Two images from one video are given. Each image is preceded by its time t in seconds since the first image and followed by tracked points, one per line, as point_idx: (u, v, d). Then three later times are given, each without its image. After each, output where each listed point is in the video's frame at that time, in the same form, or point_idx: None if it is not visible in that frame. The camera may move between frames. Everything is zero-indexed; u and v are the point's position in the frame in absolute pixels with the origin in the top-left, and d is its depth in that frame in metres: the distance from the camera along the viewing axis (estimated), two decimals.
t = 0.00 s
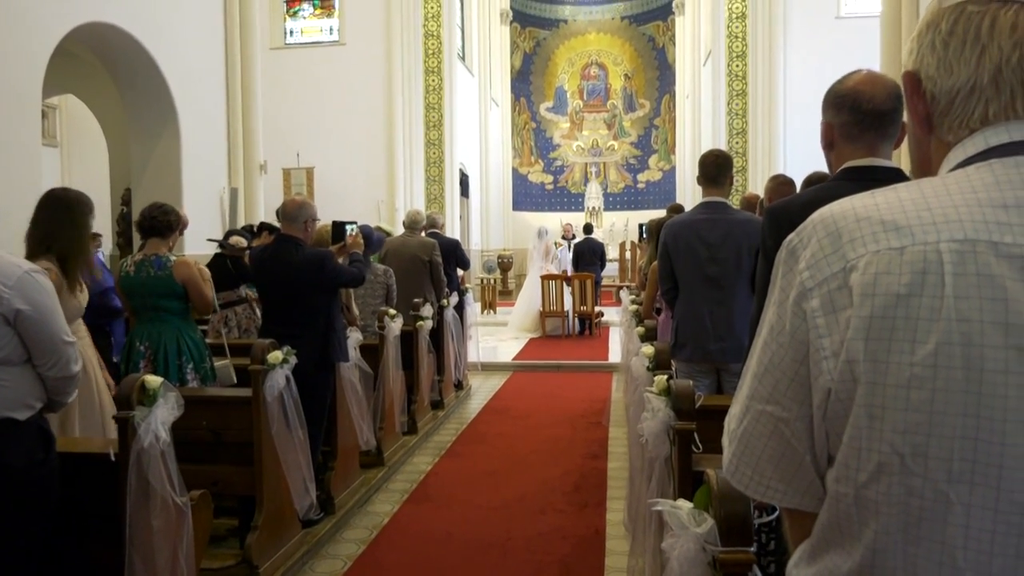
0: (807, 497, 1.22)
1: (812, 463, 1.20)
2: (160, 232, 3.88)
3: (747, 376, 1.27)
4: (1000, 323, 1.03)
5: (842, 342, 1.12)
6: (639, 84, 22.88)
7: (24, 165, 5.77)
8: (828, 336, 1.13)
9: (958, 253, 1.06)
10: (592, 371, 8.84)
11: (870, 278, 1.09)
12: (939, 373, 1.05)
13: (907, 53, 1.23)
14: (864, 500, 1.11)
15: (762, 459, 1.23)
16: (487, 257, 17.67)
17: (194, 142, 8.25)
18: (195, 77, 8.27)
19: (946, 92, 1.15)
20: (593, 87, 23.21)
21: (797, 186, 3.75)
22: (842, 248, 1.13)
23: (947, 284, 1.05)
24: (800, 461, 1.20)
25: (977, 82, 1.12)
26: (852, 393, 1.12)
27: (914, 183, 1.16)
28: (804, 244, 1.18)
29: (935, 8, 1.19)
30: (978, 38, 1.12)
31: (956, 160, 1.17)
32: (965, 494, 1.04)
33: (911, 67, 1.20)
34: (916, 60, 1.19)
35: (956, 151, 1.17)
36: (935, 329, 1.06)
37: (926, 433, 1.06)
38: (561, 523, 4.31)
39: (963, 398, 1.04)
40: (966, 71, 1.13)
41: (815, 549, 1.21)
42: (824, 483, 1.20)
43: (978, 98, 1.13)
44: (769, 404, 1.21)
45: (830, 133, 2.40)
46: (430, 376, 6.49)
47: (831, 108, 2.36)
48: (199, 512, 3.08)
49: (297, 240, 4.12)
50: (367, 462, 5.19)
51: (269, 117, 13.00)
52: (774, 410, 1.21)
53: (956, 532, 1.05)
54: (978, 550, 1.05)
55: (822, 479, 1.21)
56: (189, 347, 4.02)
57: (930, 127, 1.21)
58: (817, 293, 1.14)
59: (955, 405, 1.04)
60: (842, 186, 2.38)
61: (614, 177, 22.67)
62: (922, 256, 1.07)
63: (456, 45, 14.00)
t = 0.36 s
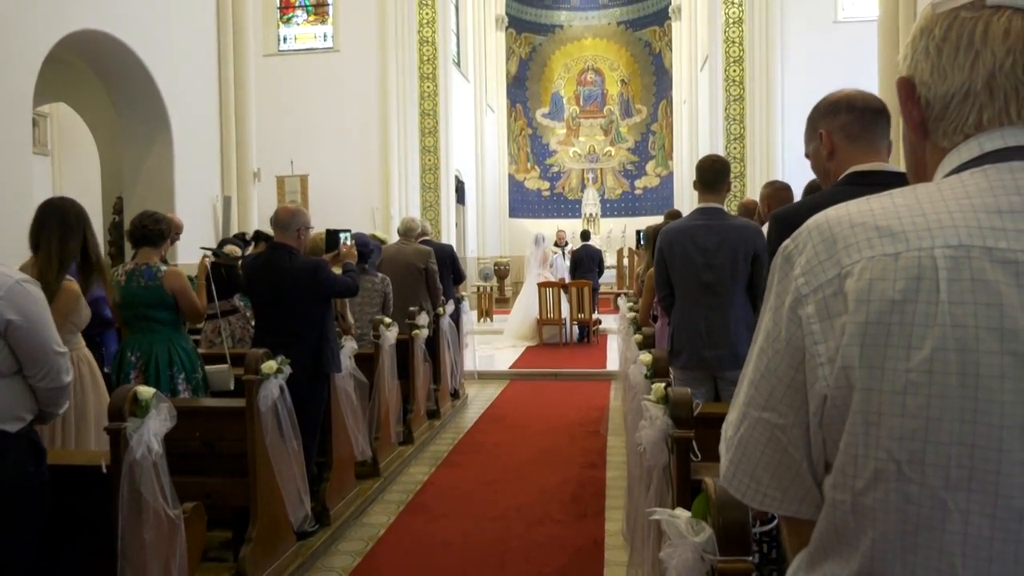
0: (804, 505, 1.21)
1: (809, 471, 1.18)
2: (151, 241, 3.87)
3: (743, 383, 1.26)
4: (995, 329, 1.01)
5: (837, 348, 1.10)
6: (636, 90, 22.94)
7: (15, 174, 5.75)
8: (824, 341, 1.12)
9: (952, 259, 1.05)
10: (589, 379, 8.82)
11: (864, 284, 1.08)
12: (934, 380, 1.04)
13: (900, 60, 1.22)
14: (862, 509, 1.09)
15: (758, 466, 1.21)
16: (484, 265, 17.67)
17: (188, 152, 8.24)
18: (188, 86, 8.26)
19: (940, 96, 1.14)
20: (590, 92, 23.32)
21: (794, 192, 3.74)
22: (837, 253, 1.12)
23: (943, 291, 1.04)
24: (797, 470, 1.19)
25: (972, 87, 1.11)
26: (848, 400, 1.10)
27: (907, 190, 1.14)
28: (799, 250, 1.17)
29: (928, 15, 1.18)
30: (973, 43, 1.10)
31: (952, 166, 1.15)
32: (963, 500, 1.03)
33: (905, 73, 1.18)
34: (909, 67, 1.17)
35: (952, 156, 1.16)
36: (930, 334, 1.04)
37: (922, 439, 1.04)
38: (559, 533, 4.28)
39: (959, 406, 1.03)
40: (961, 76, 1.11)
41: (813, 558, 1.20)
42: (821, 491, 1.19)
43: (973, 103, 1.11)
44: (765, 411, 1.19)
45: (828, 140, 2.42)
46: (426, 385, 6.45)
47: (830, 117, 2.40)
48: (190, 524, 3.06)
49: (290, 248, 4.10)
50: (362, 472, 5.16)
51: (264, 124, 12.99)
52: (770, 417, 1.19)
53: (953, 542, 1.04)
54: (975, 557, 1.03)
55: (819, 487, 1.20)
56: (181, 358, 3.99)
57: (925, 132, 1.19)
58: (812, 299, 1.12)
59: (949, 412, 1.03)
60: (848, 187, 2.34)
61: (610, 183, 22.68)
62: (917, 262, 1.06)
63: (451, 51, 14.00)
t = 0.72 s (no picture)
0: (805, 511, 1.20)
1: (809, 476, 1.18)
2: (139, 247, 3.82)
3: (743, 388, 1.25)
4: (996, 333, 1.00)
5: (836, 352, 1.09)
6: (634, 92, 22.94)
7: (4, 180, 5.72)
8: (823, 346, 1.10)
9: (953, 261, 1.03)
10: (587, 386, 8.77)
11: (864, 287, 1.07)
12: (935, 385, 1.02)
13: (904, 59, 1.19)
14: (862, 515, 1.08)
15: (758, 472, 1.20)
16: (480, 270, 17.62)
17: (180, 158, 8.21)
18: (180, 91, 8.24)
19: (946, 98, 1.11)
20: (587, 94, 23.34)
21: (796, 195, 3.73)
22: (836, 257, 1.11)
23: (943, 294, 1.03)
24: (797, 474, 1.18)
25: (979, 89, 1.08)
26: (847, 405, 1.09)
27: (908, 193, 1.13)
28: (798, 254, 1.16)
29: (933, 13, 1.14)
30: (980, 42, 1.08)
31: (952, 168, 1.13)
32: (964, 506, 1.02)
33: (909, 73, 1.16)
34: (914, 66, 1.15)
35: (953, 158, 1.14)
36: (930, 338, 1.03)
37: (923, 445, 1.03)
38: (558, 543, 4.24)
39: (960, 412, 1.01)
40: (967, 78, 1.09)
41: (815, 564, 1.18)
42: (822, 496, 1.18)
43: (978, 106, 1.09)
44: (764, 416, 1.18)
45: (834, 145, 2.40)
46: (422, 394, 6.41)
47: (836, 122, 2.39)
48: (181, 535, 3.01)
49: (283, 254, 4.05)
50: (357, 482, 5.10)
51: (259, 126, 12.97)
52: (770, 423, 1.18)
53: (955, 548, 1.02)
54: (978, 563, 1.02)
55: (820, 492, 1.19)
56: (170, 366, 3.94)
57: (927, 133, 1.17)
58: (812, 303, 1.11)
59: (951, 418, 1.02)
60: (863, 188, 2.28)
61: (609, 186, 22.69)
62: (917, 265, 1.05)
63: (447, 53, 13.94)
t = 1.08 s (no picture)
0: (818, 525, 1.29)
1: (823, 488, 1.27)
2: (117, 250, 3.73)
3: (757, 394, 1.34)
4: (1016, 337, 1.08)
5: (851, 358, 1.18)
6: (638, 86, 22.85)
7: None
8: (838, 352, 1.19)
9: (973, 263, 1.11)
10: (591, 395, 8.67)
11: (881, 290, 1.15)
12: (956, 389, 1.10)
13: (926, 44, 1.23)
14: (879, 529, 1.16)
15: (771, 481, 1.29)
16: (477, 273, 17.47)
17: (161, 150, 8.13)
18: (159, 85, 8.13)
19: (977, 92, 1.16)
20: (589, 88, 23.23)
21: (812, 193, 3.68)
22: (852, 258, 1.20)
23: (963, 298, 1.11)
24: (810, 487, 1.27)
25: (1013, 84, 1.13)
26: (863, 413, 1.18)
27: (926, 192, 1.21)
28: (813, 254, 1.24)
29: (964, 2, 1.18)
30: (1015, 37, 1.12)
31: (973, 165, 1.20)
32: (987, 520, 1.10)
33: (934, 62, 1.20)
34: (939, 55, 1.19)
35: (973, 155, 1.20)
36: (950, 342, 1.11)
37: (944, 455, 1.11)
38: (558, 558, 4.16)
39: (982, 416, 1.09)
40: (1001, 70, 1.13)
41: None
42: (837, 509, 1.27)
43: (1008, 102, 1.14)
44: (777, 425, 1.28)
45: (863, 143, 2.25)
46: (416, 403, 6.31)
47: (861, 119, 2.26)
48: (166, 553, 2.89)
49: (279, 254, 3.96)
50: (347, 496, 4.99)
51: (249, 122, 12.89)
52: (783, 432, 1.27)
53: (978, 553, 1.10)
54: (1004, 568, 1.10)
55: (834, 504, 1.28)
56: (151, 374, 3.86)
57: (950, 126, 1.22)
58: (827, 306, 1.20)
59: (973, 421, 1.10)
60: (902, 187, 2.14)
61: (612, 185, 22.61)
62: (937, 266, 1.13)
63: (441, 43, 13.80)
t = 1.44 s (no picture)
0: (846, 548, 1.19)
1: (850, 509, 1.17)
2: (87, 249, 3.70)
3: (776, 405, 1.25)
4: None
5: (881, 368, 1.09)
6: (648, 73, 22.54)
7: None
8: (866, 362, 1.11)
9: (1012, 266, 1.03)
10: (597, 407, 8.50)
11: (912, 294, 1.07)
12: (993, 404, 1.02)
13: (951, 35, 1.17)
14: (911, 550, 1.07)
15: (791, 501, 1.19)
16: (474, 275, 17.27)
17: (134, 133, 7.94)
18: (133, 72, 7.96)
19: (1013, 81, 1.08)
20: (595, 75, 22.91)
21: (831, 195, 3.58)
22: (881, 259, 1.11)
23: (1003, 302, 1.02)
24: (834, 507, 1.18)
25: None
26: (893, 427, 1.09)
27: (959, 188, 1.13)
28: (838, 254, 1.16)
29: None
30: None
31: (1009, 161, 1.11)
32: None
33: (964, 49, 1.13)
34: (969, 43, 1.12)
35: (1010, 149, 1.11)
36: (986, 354, 1.03)
37: (981, 473, 1.03)
38: None
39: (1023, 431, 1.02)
40: None
41: None
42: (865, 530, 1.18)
43: None
44: (800, 440, 1.19)
45: (895, 138, 2.04)
46: (407, 415, 6.15)
47: (890, 114, 2.05)
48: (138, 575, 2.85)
49: (267, 254, 3.85)
50: (335, 515, 4.83)
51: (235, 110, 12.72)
52: (807, 448, 1.18)
53: None
54: None
55: (862, 526, 1.18)
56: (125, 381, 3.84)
57: (983, 119, 1.15)
58: (853, 312, 1.12)
59: (1013, 438, 1.02)
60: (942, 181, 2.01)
61: (620, 179, 22.46)
62: (972, 270, 1.04)
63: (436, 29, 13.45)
